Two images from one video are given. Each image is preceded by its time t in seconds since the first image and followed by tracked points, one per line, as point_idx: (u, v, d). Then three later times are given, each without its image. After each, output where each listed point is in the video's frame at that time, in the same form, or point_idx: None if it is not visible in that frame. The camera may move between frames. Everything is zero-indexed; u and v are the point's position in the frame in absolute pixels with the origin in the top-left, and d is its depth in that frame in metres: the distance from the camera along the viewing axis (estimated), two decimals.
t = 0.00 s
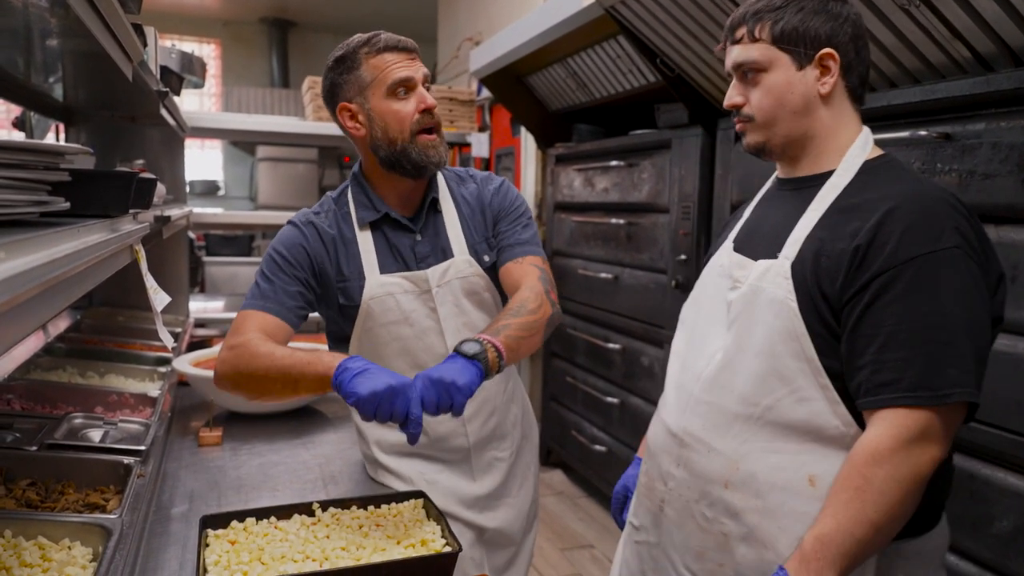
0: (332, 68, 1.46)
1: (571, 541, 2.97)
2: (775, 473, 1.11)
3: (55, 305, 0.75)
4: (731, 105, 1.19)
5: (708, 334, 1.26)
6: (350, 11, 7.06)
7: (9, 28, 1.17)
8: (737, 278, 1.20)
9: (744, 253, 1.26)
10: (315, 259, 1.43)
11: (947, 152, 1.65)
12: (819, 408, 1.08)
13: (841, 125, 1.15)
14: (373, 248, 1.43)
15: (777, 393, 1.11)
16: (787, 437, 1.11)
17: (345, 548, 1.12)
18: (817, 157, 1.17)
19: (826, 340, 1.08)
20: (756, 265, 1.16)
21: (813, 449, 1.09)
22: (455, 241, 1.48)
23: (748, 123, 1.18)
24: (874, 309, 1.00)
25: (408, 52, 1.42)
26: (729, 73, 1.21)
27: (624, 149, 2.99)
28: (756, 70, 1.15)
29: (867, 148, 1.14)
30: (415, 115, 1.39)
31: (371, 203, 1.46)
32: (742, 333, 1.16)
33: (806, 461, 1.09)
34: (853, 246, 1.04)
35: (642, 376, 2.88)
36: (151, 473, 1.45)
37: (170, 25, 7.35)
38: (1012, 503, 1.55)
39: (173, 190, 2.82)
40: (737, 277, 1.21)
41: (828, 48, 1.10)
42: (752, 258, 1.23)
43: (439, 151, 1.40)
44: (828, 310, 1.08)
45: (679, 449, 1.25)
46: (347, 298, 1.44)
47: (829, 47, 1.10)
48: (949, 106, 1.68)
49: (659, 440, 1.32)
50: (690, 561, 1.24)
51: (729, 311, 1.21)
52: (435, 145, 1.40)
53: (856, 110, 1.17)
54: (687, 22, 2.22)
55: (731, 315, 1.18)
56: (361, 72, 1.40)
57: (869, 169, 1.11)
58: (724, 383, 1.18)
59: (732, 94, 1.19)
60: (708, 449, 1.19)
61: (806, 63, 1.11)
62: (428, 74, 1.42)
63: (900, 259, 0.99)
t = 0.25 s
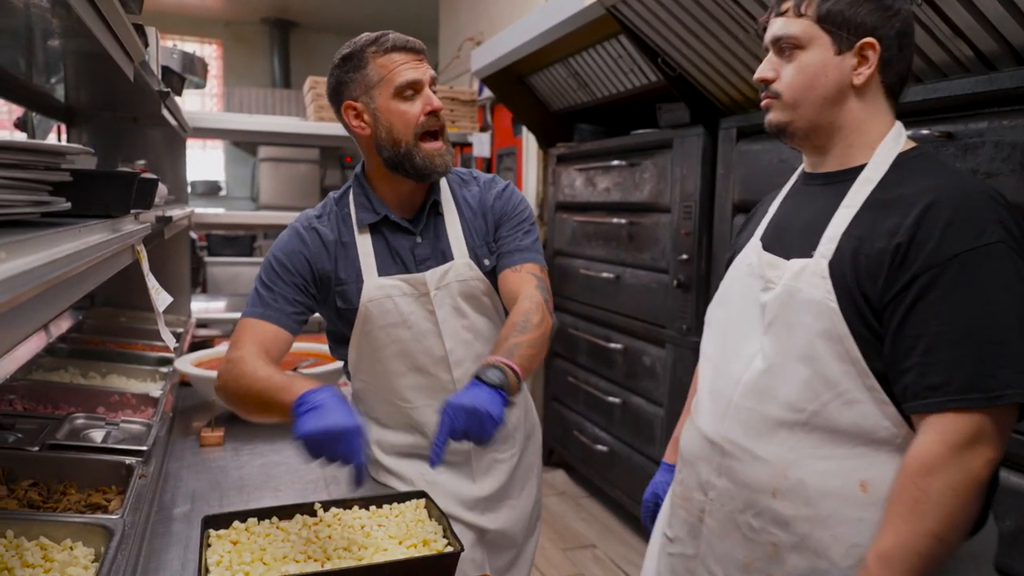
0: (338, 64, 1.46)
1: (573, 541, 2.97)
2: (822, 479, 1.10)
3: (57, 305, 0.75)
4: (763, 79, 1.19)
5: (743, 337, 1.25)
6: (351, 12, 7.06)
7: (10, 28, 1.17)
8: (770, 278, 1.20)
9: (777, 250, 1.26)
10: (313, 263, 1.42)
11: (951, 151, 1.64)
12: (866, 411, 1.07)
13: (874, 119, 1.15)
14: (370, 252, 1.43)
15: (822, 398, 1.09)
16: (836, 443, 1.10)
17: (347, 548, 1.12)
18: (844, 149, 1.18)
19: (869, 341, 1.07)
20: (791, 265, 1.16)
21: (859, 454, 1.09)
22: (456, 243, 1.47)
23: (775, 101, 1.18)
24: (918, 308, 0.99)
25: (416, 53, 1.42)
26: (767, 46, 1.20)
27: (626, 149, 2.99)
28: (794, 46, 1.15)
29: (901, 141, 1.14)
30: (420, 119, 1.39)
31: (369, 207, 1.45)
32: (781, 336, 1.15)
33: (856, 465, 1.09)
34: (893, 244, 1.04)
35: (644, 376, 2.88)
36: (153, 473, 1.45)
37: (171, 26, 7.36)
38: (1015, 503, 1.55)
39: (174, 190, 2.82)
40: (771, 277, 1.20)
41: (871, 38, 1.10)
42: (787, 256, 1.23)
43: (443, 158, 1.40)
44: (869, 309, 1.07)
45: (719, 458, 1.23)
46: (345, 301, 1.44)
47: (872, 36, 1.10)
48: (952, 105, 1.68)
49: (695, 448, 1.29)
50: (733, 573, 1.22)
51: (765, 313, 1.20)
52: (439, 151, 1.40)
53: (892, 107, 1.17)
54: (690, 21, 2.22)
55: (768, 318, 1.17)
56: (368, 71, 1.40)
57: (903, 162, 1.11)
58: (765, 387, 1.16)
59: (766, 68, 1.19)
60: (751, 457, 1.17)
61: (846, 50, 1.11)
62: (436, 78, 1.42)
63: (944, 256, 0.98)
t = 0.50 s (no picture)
0: (346, 64, 1.46)
1: (572, 542, 2.97)
2: (864, 488, 1.12)
3: (56, 306, 0.75)
4: (784, 91, 1.21)
5: (773, 342, 1.25)
6: (352, 13, 7.06)
7: (10, 29, 1.17)
8: (806, 284, 1.20)
9: (810, 255, 1.26)
10: (317, 271, 1.42)
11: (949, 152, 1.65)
12: (910, 420, 1.08)
13: (901, 118, 1.16)
14: (376, 251, 1.44)
15: (864, 406, 1.10)
16: (878, 452, 1.12)
17: (346, 549, 1.12)
18: (876, 151, 1.18)
19: (914, 349, 1.09)
20: (829, 271, 1.16)
21: (903, 462, 1.11)
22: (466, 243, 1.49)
23: (798, 112, 1.19)
24: (975, 319, 1.01)
25: (426, 53, 1.43)
26: (785, 57, 1.22)
27: (626, 150, 2.99)
28: (812, 55, 1.16)
29: (935, 141, 1.15)
30: (427, 116, 1.39)
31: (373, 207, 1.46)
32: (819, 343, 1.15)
33: (899, 475, 1.11)
34: (941, 251, 1.05)
35: (644, 377, 2.88)
36: (152, 474, 1.45)
37: (171, 27, 7.36)
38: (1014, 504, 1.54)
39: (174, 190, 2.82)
40: (806, 283, 1.20)
41: (890, 39, 1.11)
42: (820, 261, 1.23)
43: (450, 151, 1.40)
44: (916, 316, 1.09)
45: (754, 466, 1.23)
46: (352, 301, 1.42)
47: (892, 38, 1.11)
48: (951, 107, 1.68)
49: (728, 456, 1.29)
50: None
51: (799, 319, 1.20)
52: (446, 144, 1.40)
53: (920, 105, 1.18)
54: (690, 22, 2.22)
55: (806, 325, 1.17)
56: (377, 70, 1.40)
57: (939, 163, 1.12)
58: (802, 394, 1.16)
59: (785, 80, 1.21)
60: (790, 466, 1.17)
61: (866, 53, 1.12)
62: (444, 78, 1.43)
63: (1001, 263, 0.99)
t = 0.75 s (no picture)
0: (353, 58, 1.45)
1: (570, 540, 2.97)
2: (910, 493, 1.13)
3: (52, 305, 0.75)
4: (818, 70, 1.23)
5: (804, 343, 1.25)
6: (350, 11, 7.04)
7: (6, 27, 1.17)
8: (838, 284, 1.20)
9: (839, 254, 1.26)
10: (315, 263, 1.41)
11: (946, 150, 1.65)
12: (951, 419, 1.10)
13: (936, 112, 1.17)
14: (378, 244, 1.43)
15: (905, 408, 1.12)
16: (921, 453, 1.12)
17: (344, 547, 1.12)
18: (905, 145, 1.19)
19: (949, 348, 1.10)
20: (862, 270, 1.17)
21: (949, 465, 1.11)
22: (471, 239, 1.50)
23: (830, 92, 1.21)
24: (1011, 317, 1.02)
25: (431, 51, 1.43)
26: (825, 36, 1.24)
27: (624, 148, 2.99)
28: (852, 37, 1.18)
29: (966, 138, 1.16)
30: (432, 115, 1.39)
31: (378, 202, 1.46)
32: (853, 344, 1.16)
33: (945, 478, 1.12)
34: (977, 250, 1.06)
35: (642, 375, 2.88)
36: (149, 472, 1.45)
37: (168, 24, 7.34)
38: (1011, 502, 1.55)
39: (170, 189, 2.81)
40: (838, 283, 1.20)
41: (933, 32, 1.12)
42: (850, 260, 1.23)
43: (453, 152, 1.41)
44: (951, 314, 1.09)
45: (796, 473, 1.24)
46: (353, 294, 1.42)
47: (935, 30, 1.13)
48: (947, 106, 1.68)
49: (766, 462, 1.30)
50: None
51: (832, 321, 1.21)
52: (449, 145, 1.40)
53: (955, 103, 1.19)
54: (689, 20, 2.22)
55: (839, 326, 1.18)
56: (383, 67, 1.40)
57: (972, 160, 1.13)
58: (840, 397, 1.17)
59: (821, 60, 1.22)
60: (833, 472, 1.19)
61: (907, 43, 1.14)
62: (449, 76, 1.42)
63: None
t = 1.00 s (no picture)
0: (369, 56, 1.45)
1: (569, 539, 2.97)
2: (942, 497, 1.13)
3: (50, 303, 0.75)
4: (839, 87, 1.22)
5: (834, 349, 1.25)
6: (348, 10, 7.05)
7: (5, 25, 1.17)
8: (867, 289, 1.20)
9: (868, 259, 1.26)
10: (321, 254, 1.40)
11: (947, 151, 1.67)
12: (984, 426, 1.08)
13: (963, 115, 1.17)
14: (384, 236, 1.43)
15: (937, 414, 1.11)
16: (952, 457, 1.12)
17: (343, 545, 1.12)
18: (934, 152, 1.19)
19: (982, 353, 1.09)
20: (892, 276, 1.17)
21: (981, 468, 1.11)
22: (471, 235, 1.50)
23: (855, 109, 1.20)
24: None
25: (446, 52, 1.43)
26: (841, 52, 1.23)
27: (622, 148, 2.99)
28: (869, 52, 1.17)
29: (995, 142, 1.15)
30: (443, 115, 1.40)
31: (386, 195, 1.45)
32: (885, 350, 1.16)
33: (977, 481, 1.11)
34: (1009, 256, 1.05)
35: (641, 375, 2.88)
36: (147, 470, 1.44)
37: (166, 23, 7.34)
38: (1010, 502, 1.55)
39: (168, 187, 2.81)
40: (867, 288, 1.20)
41: (952, 36, 1.12)
42: (880, 266, 1.23)
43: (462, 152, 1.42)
44: (983, 319, 1.09)
45: (825, 476, 1.24)
46: (357, 286, 1.40)
47: (953, 35, 1.12)
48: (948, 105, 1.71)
49: (794, 466, 1.29)
50: None
51: (861, 326, 1.21)
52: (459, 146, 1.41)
53: (979, 104, 1.18)
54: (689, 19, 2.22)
55: (869, 332, 1.17)
56: (398, 65, 1.41)
57: (1004, 163, 1.12)
58: (871, 402, 1.17)
59: (841, 77, 1.22)
60: (863, 476, 1.18)
61: (926, 50, 1.13)
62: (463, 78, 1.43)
63: None
